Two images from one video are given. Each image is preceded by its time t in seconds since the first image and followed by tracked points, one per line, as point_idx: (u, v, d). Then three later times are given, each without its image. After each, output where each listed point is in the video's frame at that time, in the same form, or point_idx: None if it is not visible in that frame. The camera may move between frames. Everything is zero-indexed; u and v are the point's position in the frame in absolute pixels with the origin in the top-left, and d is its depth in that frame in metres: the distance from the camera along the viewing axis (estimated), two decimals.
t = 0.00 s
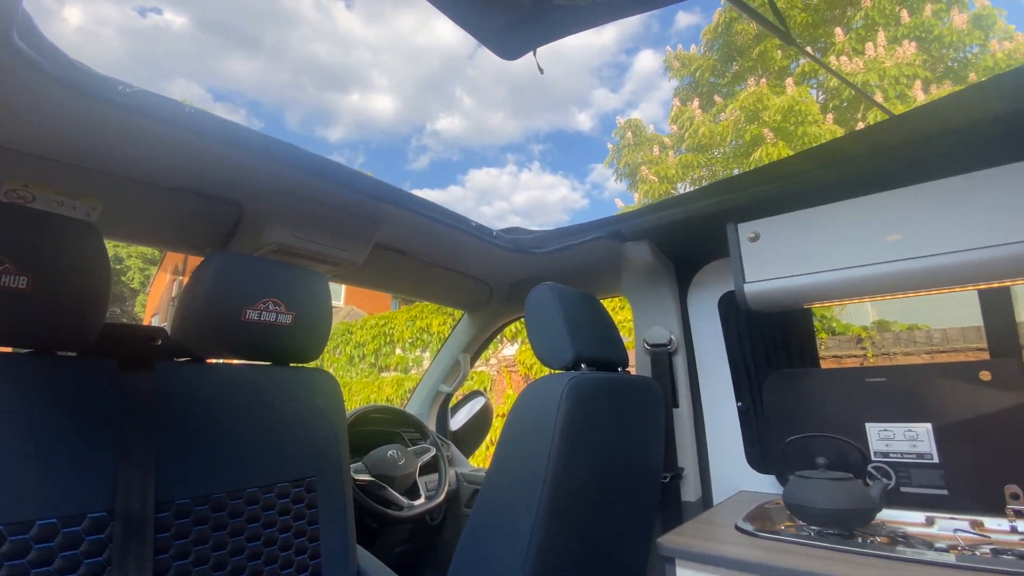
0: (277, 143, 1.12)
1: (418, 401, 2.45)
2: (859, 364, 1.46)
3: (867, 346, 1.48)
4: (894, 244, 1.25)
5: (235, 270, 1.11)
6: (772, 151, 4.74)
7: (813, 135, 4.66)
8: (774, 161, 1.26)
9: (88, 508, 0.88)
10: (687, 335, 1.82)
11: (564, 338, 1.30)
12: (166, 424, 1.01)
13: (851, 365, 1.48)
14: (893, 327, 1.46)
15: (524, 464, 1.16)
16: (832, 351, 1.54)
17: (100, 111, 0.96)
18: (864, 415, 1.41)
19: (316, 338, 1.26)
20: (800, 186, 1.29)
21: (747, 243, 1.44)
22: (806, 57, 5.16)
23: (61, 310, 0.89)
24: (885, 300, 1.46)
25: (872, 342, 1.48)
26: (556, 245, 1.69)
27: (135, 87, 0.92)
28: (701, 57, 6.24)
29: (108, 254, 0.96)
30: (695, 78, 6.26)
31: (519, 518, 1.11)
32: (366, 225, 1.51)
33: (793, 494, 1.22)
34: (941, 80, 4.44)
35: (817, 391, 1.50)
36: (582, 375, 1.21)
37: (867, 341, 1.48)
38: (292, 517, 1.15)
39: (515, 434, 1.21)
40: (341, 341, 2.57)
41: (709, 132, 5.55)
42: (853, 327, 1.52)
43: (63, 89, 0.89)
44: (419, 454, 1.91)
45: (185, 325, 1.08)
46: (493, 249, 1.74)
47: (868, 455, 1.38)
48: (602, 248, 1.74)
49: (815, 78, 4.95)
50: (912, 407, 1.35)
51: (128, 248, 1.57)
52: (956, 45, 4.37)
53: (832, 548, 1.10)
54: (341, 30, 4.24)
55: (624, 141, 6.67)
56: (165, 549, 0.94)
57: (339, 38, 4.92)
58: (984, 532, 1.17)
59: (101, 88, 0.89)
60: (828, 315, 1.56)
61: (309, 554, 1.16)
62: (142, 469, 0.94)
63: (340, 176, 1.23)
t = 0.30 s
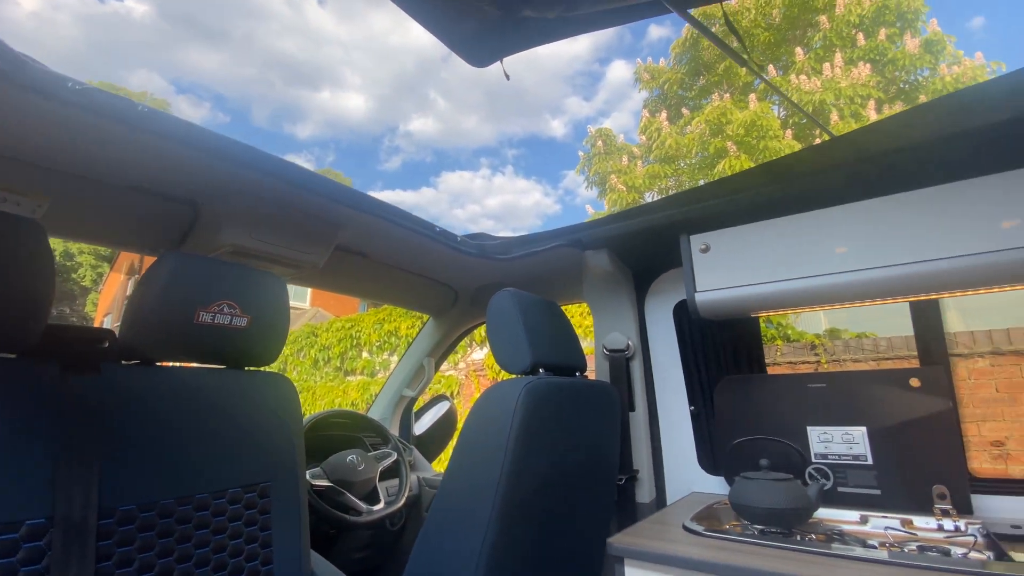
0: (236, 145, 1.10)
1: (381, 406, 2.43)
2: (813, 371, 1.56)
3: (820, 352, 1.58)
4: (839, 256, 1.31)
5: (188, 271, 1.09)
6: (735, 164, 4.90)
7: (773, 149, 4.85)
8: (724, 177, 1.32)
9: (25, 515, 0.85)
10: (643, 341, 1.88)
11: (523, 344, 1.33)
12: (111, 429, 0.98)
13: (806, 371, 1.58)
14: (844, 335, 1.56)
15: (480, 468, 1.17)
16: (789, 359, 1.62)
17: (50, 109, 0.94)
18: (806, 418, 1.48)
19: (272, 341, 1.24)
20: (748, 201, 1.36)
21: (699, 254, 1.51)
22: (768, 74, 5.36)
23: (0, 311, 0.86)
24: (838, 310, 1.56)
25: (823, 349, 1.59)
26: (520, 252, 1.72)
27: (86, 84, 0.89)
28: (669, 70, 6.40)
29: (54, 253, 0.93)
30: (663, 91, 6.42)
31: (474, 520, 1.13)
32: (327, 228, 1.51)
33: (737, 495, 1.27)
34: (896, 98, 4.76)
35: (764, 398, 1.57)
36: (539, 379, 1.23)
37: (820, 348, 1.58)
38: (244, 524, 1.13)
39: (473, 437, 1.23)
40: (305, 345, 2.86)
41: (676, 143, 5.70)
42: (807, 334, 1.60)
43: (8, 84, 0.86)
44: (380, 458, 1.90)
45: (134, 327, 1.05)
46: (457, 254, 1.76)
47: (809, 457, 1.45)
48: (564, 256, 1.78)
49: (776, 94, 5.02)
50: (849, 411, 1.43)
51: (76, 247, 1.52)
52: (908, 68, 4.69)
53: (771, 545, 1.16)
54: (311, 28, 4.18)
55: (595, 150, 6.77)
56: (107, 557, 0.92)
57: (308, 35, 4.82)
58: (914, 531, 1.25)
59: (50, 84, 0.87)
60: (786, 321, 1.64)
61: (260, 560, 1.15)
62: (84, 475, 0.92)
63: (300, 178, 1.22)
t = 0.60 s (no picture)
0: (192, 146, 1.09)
1: (342, 409, 2.44)
2: (768, 375, 1.63)
3: (775, 357, 1.64)
4: (789, 265, 1.37)
5: (137, 275, 1.07)
6: (700, 174, 5.07)
7: (736, 161, 5.04)
8: (676, 192, 1.38)
9: None
10: (602, 346, 1.94)
11: (481, 349, 1.35)
12: (50, 436, 0.93)
13: (761, 376, 1.65)
14: (796, 341, 1.62)
15: (434, 473, 1.19)
16: (747, 364, 1.69)
17: None
18: (751, 422, 1.56)
19: (225, 345, 1.23)
20: (700, 216, 1.41)
21: (652, 265, 1.57)
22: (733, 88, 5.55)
23: None
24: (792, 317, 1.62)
25: (778, 354, 1.65)
26: (482, 257, 1.75)
27: (33, 82, 0.86)
28: (639, 80, 6.55)
29: None
30: (634, 100, 6.57)
31: (426, 523, 1.15)
32: (287, 231, 1.50)
33: (683, 497, 1.33)
34: (852, 115, 5.02)
35: (714, 404, 1.63)
36: (497, 385, 1.26)
37: (775, 353, 1.65)
38: (192, 531, 1.10)
39: (429, 442, 1.24)
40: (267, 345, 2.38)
41: (644, 151, 5.83)
42: (763, 340, 1.67)
43: None
44: (339, 463, 1.88)
45: (79, 330, 1.01)
46: (421, 258, 1.77)
47: (752, 460, 1.53)
48: (526, 263, 1.82)
49: (740, 107, 5.20)
50: (791, 414, 1.51)
51: (21, 248, 1.47)
52: (863, 87, 4.95)
53: (714, 543, 1.22)
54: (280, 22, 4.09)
55: (566, 156, 6.85)
56: (45, 566, 0.89)
57: (277, 30, 4.72)
58: (847, 530, 1.32)
59: None
60: (744, 328, 1.70)
61: (208, 568, 1.12)
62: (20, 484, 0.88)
63: (259, 182, 1.21)
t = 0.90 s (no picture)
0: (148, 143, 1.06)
1: (306, 411, 2.49)
2: (728, 379, 1.71)
3: (734, 361, 1.72)
4: (747, 274, 1.42)
5: (87, 272, 1.02)
6: (668, 181, 5.17)
7: (703, 169, 5.17)
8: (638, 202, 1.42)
9: None
10: (565, 349, 1.97)
11: (444, 353, 1.35)
12: None
13: (721, 379, 1.73)
14: (755, 345, 1.68)
15: (393, 476, 1.19)
16: (708, 366, 1.76)
17: None
18: (706, 424, 1.62)
19: (180, 348, 1.16)
20: (660, 226, 1.46)
21: (613, 272, 1.61)
22: (701, 97, 5.69)
23: None
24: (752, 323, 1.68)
25: (738, 357, 1.73)
26: (448, 261, 1.76)
27: None
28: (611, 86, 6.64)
29: None
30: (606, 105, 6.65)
31: (385, 527, 1.15)
32: (246, 230, 1.47)
33: (639, 497, 1.37)
34: (812, 128, 5.23)
35: (670, 407, 1.69)
36: (459, 389, 1.27)
37: (734, 356, 1.72)
38: (141, 539, 1.03)
39: (389, 445, 1.24)
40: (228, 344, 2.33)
41: (615, 156, 5.90)
42: (724, 344, 1.73)
43: None
44: (299, 467, 1.86)
45: (20, 329, 0.95)
46: (386, 260, 1.76)
47: (706, 461, 1.59)
48: (492, 267, 1.83)
49: (708, 116, 5.33)
50: (742, 418, 1.57)
51: None
52: (823, 101, 5.16)
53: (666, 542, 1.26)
54: (244, 9, 3.95)
55: (538, 159, 6.88)
56: None
57: (243, 19, 4.56)
58: (790, 527, 1.38)
59: None
60: (706, 331, 1.76)
61: None
62: None
63: (217, 180, 1.19)
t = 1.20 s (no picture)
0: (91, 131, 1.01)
1: (261, 413, 2.34)
2: (688, 378, 1.77)
3: (694, 362, 1.77)
4: (706, 278, 1.46)
5: (26, 265, 0.96)
6: (636, 185, 5.27)
7: (669, 175, 5.30)
8: (600, 206, 1.45)
9: None
10: (529, 349, 1.98)
11: (405, 353, 1.35)
12: None
13: (682, 379, 1.77)
14: (715, 347, 1.74)
15: (349, 477, 1.18)
16: (670, 367, 1.80)
17: None
18: (662, 424, 1.67)
19: (127, 347, 1.12)
20: (621, 231, 1.49)
21: (576, 275, 1.64)
22: (669, 104, 5.82)
23: None
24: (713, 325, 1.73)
25: (697, 358, 1.78)
26: (412, 261, 1.75)
27: None
28: (583, 90, 6.72)
29: None
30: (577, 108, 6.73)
31: (340, 528, 1.14)
32: (201, 225, 1.43)
33: (596, 496, 1.40)
34: (772, 138, 5.46)
35: (629, 408, 1.73)
36: (418, 390, 1.26)
37: (695, 357, 1.78)
38: (81, 545, 0.98)
39: (345, 447, 1.22)
40: (183, 342, 2.56)
41: (585, 160, 5.98)
42: (685, 345, 1.78)
43: None
44: (254, 470, 1.81)
45: None
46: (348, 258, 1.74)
47: (662, 460, 1.64)
48: (456, 267, 1.83)
49: (675, 123, 5.46)
50: (696, 418, 1.62)
51: None
52: (784, 113, 5.36)
53: (620, 539, 1.30)
54: None
55: (510, 159, 6.90)
56: None
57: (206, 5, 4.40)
58: (739, 523, 1.44)
59: None
60: (668, 334, 1.80)
61: None
62: None
63: (169, 173, 1.15)
